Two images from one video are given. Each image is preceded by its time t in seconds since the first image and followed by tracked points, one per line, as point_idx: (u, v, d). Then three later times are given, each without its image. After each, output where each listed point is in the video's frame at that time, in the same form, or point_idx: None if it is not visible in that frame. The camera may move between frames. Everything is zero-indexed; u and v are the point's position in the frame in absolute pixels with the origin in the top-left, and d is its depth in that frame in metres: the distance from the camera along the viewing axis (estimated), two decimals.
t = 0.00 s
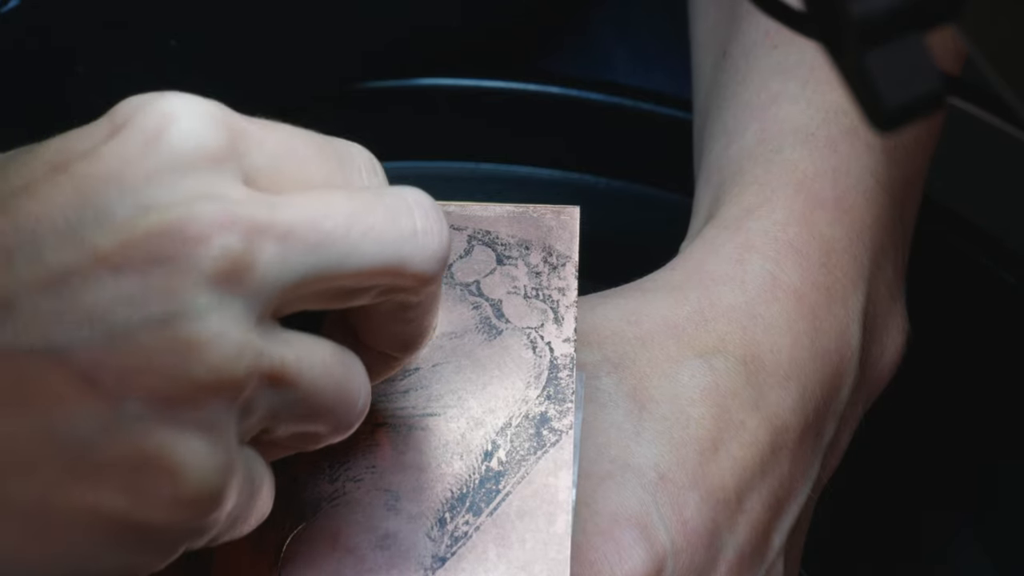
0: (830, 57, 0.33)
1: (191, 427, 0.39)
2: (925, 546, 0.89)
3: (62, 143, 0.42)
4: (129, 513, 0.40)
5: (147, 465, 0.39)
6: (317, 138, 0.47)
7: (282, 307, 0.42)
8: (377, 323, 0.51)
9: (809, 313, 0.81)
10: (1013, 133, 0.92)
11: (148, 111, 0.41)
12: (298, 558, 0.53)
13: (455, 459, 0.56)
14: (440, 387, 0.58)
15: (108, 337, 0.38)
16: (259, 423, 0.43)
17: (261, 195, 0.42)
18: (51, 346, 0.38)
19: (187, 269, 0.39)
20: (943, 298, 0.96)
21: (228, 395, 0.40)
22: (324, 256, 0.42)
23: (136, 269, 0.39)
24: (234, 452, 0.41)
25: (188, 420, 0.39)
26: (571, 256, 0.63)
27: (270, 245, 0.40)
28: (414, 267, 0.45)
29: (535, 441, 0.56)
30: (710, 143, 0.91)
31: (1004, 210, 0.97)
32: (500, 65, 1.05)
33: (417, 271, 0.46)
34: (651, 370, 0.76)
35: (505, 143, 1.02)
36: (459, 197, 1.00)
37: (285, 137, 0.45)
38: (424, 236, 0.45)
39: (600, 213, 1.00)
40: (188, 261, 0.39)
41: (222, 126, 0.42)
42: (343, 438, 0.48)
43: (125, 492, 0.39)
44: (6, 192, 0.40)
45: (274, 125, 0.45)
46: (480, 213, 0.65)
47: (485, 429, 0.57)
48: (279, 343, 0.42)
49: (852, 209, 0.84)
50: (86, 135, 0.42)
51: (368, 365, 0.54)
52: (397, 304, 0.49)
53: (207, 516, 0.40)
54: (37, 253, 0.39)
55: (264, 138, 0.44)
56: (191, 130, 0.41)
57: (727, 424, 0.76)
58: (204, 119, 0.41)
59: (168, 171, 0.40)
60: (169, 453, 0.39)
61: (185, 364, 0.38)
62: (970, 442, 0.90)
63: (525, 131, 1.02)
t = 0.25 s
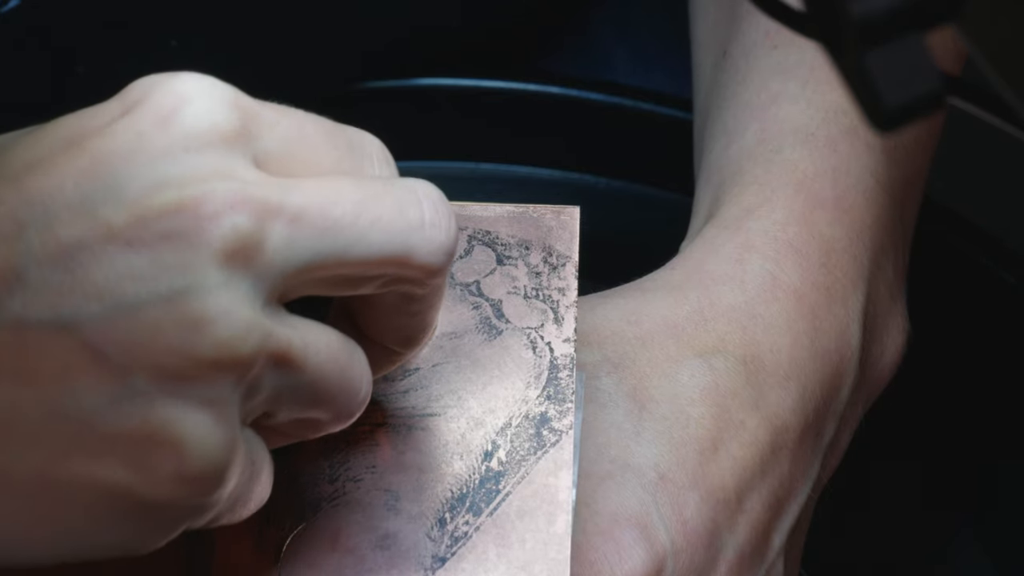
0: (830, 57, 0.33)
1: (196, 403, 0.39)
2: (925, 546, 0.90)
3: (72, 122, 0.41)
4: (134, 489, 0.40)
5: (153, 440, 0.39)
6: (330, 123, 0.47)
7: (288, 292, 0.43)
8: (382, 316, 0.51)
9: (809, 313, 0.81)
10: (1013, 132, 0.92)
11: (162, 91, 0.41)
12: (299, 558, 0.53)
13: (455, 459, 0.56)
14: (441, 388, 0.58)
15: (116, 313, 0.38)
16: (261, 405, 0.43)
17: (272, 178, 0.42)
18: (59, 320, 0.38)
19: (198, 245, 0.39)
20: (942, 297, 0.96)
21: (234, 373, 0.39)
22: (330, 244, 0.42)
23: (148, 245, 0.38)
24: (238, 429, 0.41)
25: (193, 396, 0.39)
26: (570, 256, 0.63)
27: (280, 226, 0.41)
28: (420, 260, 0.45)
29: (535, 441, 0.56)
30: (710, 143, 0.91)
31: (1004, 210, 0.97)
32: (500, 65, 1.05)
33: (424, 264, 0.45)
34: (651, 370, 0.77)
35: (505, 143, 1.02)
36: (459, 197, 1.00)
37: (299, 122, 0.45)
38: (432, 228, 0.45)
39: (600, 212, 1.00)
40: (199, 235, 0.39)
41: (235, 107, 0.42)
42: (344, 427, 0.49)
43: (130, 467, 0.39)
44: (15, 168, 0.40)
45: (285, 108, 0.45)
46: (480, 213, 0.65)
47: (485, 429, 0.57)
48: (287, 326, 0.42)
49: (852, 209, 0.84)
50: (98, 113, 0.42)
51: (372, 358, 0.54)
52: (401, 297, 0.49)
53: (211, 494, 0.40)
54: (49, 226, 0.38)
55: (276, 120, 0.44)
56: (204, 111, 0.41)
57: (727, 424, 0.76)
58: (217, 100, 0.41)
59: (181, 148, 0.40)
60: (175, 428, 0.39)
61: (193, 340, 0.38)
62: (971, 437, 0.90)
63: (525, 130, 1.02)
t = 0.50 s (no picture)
0: (830, 57, 0.33)
1: (199, 427, 0.34)
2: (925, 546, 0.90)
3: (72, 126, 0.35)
4: (135, 513, 0.35)
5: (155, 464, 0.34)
6: (342, 129, 0.42)
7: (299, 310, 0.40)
8: (385, 330, 0.49)
9: (809, 314, 0.81)
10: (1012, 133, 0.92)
11: (161, 92, 0.35)
12: (298, 559, 0.53)
13: (455, 459, 0.56)
14: (440, 388, 0.58)
15: (120, 337, 0.33)
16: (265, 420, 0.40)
17: (289, 191, 0.36)
18: (71, 339, 0.32)
19: (201, 261, 0.33)
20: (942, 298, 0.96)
21: (243, 402, 0.35)
22: (342, 266, 0.37)
23: (154, 265, 0.32)
24: (239, 456, 0.37)
25: (198, 419, 0.34)
26: (570, 256, 0.63)
27: (290, 248, 0.35)
28: (427, 279, 0.41)
29: (535, 441, 0.56)
30: (710, 143, 0.91)
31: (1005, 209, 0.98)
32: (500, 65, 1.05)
33: (432, 284, 0.41)
34: (651, 370, 0.76)
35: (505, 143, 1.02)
36: (459, 196, 1.00)
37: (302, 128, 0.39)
38: (441, 247, 0.41)
39: (600, 211, 1.00)
40: (207, 254, 0.33)
41: (247, 113, 0.36)
42: (342, 440, 0.46)
43: (132, 489, 0.35)
44: (28, 170, 0.34)
45: (297, 111, 0.40)
46: (480, 213, 0.65)
47: (485, 429, 0.57)
48: (294, 346, 0.39)
49: (852, 210, 0.84)
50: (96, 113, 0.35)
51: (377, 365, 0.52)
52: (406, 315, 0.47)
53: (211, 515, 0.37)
54: (56, 237, 0.33)
55: (289, 129, 0.38)
56: (215, 117, 0.35)
57: (727, 424, 0.76)
58: (227, 103, 0.35)
59: (189, 159, 0.34)
60: (179, 455, 0.34)
61: (199, 363, 0.33)
62: (972, 438, 0.90)
63: (525, 130, 1.02)
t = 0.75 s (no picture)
0: (830, 57, 0.33)
1: (191, 416, 0.39)
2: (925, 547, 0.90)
3: (65, 141, 0.41)
4: (133, 509, 0.40)
5: (148, 456, 0.38)
6: (325, 133, 0.47)
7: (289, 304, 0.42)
8: (383, 322, 0.50)
9: (809, 314, 0.81)
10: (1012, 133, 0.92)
11: (156, 108, 0.41)
12: (298, 558, 0.53)
13: (455, 459, 0.56)
14: (440, 388, 0.58)
15: (107, 331, 0.38)
16: (260, 419, 0.42)
17: (267, 192, 0.42)
18: (50, 338, 0.38)
19: (190, 261, 0.39)
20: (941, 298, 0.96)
21: (228, 386, 0.39)
22: (329, 253, 0.42)
23: (140, 262, 0.38)
24: (236, 447, 0.40)
25: (190, 410, 0.39)
26: (570, 256, 0.63)
27: (274, 240, 0.40)
28: (420, 270, 0.45)
29: (534, 440, 0.56)
30: (711, 143, 0.90)
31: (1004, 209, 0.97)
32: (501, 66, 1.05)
33: (424, 274, 0.45)
34: (651, 371, 0.76)
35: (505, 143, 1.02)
36: (457, 195, 1.01)
37: (289, 137, 0.45)
38: (430, 237, 0.45)
39: (600, 211, 1.00)
40: (191, 253, 0.39)
41: (231, 124, 0.42)
42: (351, 437, 0.48)
43: (125, 486, 0.39)
44: (12, 185, 0.40)
45: (283, 122, 0.46)
46: (480, 213, 0.65)
47: (485, 429, 0.57)
48: (285, 339, 0.41)
49: (852, 211, 0.84)
50: (91, 131, 0.41)
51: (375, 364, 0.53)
52: (401, 306, 0.49)
53: (209, 506, 0.40)
54: (40, 246, 0.38)
55: (272, 136, 0.44)
56: (198, 127, 0.41)
57: (727, 425, 0.76)
58: (213, 116, 0.42)
59: (173, 166, 0.40)
60: (172, 445, 0.38)
61: (183, 354, 0.38)
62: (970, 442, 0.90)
63: (525, 130, 1.01)
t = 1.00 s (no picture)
0: (830, 57, 0.33)
1: (173, 432, 0.40)
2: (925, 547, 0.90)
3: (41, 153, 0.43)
4: (119, 521, 0.41)
5: (133, 471, 0.39)
6: (300, 133, 0.47)
7: (271, 307, 0.43)
8: (372, 319, 0.50)
9: (809, 315, 0.81)
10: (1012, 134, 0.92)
11: (128, 117, 0.42)
12: (298, 557, 0.53)
13: (454, 460, 0.56)
14: (440, 387, 0.58)
15: (84, 346, 0.39)
16: (246, 426, 0.43)
17: (243, 197, 0.42)
18: (27, 356, 0.39)
19: (167, 274, 0.39)
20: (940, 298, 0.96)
21: (208, 400, 0.40)
22: (307, 257, 0.41)
23: (113, 277, 0.39)
24: (220, 456, 0.41)
25: (171, 426, 0.40)
26: (570, 256, 0.63)
27: (250, 246, 0.40)
28: (402, 267, 0.44)
29: (534, 441, 0.56)
30: (710, 144, 0.91)
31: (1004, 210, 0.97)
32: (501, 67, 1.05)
33: (406, 271, 0.45)
34: (651, 371, 0.76)
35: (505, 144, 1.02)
36: (456, 195, 1.01)
37: (266, 137, 0.46)
38: (411, 235, 0.44)
39: (600, 210, 1.00)
40: (167, 265, 0.39)
41: (202, 129, 0.43)
42: (342, 438, 0.48)
43: (112, 501, 0.40)
44: None
45: (256, 124, 0.46)
46: (480, 213, 0.65)
47: (485, 429, 0.57)
48: (268, 345, 0.42)
49: (852, 211, 0.84)
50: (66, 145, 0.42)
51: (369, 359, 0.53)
52: (387, 301, 0.49)
53: (194, 519, 0.41)
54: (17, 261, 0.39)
55: (244, 137, 0.45)
56: (170, 135, 0.42)
57: (727, 425, 0.76)
58: (183, 124, 0.42)
59: (144, 175, 0.41)
60: (155, 459, 0.39)
61: (160, 369, 0.39)
62: (972, 439, 0.90)
63: (525, 131, 1.02)
